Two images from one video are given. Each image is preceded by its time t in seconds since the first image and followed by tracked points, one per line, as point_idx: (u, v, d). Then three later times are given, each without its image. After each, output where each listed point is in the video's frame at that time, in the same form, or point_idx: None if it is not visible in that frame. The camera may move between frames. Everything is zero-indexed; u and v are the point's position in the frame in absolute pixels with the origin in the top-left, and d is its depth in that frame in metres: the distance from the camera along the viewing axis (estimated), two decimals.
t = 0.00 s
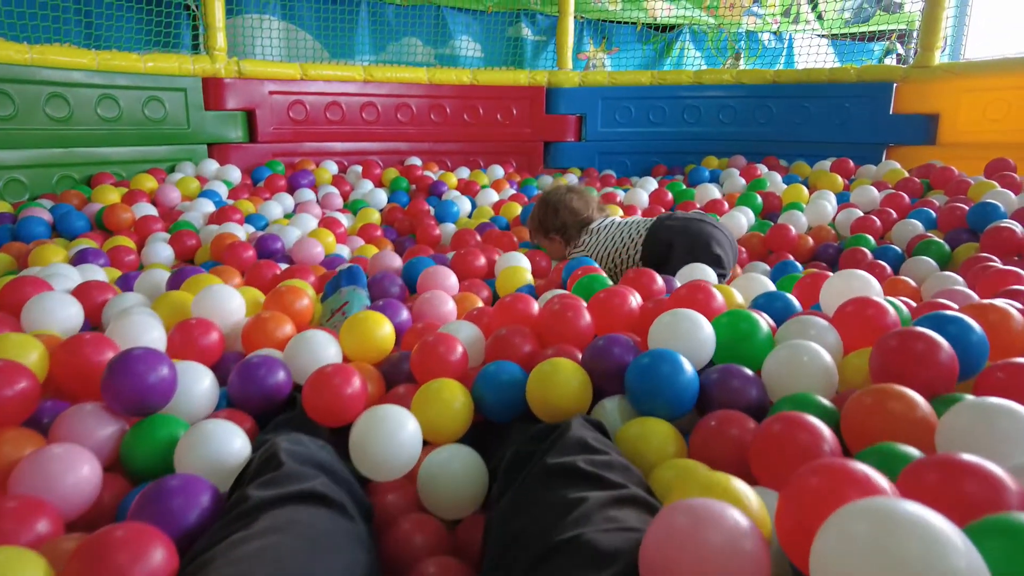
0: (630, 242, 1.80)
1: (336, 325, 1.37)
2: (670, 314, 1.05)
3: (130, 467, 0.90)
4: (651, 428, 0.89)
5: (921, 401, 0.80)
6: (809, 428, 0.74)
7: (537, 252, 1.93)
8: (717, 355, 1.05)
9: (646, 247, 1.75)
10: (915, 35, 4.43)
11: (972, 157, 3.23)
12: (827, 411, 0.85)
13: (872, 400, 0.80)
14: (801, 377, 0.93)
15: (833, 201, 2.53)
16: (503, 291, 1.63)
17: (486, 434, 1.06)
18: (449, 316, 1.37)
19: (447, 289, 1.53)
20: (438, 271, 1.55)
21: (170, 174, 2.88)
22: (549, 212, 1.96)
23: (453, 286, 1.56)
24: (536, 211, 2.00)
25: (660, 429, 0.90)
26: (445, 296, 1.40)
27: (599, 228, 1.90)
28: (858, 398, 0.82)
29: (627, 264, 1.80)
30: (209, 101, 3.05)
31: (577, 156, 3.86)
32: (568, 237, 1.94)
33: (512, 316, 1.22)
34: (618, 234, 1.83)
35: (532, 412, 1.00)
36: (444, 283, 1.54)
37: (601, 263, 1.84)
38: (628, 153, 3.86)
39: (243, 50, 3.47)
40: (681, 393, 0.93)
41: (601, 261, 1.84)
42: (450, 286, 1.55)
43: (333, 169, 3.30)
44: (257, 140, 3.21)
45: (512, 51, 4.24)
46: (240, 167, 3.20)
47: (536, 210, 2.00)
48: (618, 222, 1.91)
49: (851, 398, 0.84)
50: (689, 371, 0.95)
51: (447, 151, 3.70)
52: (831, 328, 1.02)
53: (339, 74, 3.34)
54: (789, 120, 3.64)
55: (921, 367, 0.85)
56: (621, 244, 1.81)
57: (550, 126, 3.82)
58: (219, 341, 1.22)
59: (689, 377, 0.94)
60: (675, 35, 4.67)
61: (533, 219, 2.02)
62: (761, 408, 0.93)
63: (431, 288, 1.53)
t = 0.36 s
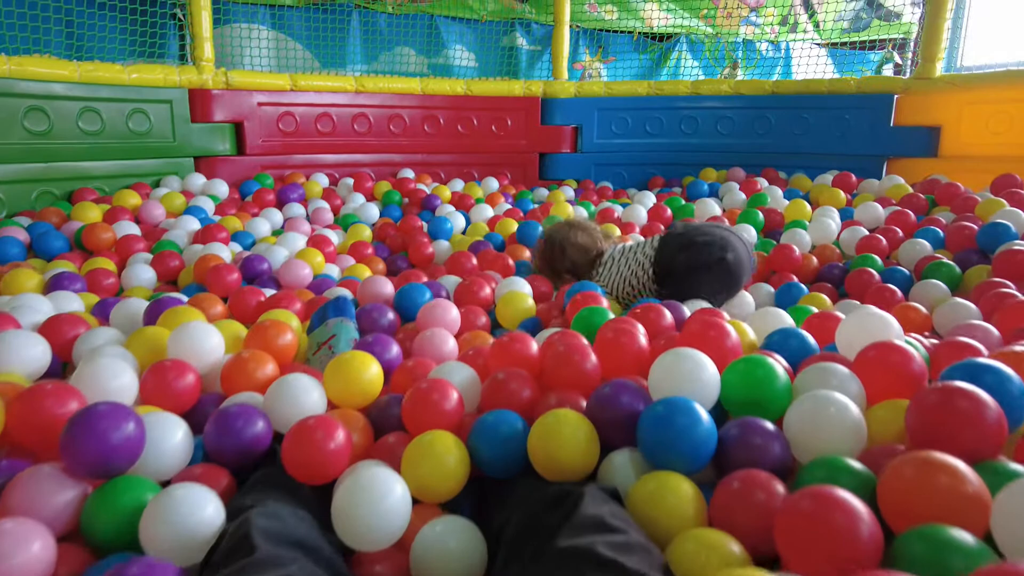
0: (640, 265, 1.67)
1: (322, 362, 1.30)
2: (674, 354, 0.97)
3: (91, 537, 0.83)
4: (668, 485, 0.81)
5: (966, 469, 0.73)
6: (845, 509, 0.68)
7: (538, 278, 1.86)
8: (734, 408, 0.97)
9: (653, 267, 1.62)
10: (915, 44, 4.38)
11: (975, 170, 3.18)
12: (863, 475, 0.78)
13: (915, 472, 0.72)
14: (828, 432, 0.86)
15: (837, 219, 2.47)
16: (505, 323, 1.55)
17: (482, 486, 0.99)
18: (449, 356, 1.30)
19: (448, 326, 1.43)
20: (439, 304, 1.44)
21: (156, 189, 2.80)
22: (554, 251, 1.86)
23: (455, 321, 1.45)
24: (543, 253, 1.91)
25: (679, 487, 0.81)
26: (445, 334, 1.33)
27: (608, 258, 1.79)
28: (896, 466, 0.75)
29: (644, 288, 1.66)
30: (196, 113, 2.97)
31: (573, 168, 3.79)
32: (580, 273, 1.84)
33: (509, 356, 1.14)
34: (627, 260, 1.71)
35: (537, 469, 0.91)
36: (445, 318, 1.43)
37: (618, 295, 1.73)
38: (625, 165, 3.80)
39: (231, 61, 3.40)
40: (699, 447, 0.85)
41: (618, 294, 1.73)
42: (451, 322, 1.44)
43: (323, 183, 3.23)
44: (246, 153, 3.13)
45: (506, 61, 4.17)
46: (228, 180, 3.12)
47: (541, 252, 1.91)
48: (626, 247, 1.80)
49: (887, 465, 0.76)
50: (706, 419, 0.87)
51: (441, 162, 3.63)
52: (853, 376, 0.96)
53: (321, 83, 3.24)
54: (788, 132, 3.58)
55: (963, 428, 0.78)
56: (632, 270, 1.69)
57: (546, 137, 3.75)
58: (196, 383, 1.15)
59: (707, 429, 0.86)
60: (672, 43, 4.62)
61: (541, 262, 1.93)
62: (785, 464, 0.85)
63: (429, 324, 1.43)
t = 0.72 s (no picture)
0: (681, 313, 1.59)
1: (287, 395, 1.19)
2: (672, 407, 0.89)
3: None
4: (668, 561, 0.70)
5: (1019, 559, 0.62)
6: None
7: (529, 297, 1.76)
8: (743, 466, 0.87)
9: (701, 319, 1.55)
10: (914, 47, 4.29)
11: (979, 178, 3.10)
12: (891, 555, 0.67)
13: (959, 560, 0.62)
14: (849, 498, 0.74)
15: (840, 230, 2.39)
16: (486, 348, 1.44)
17: (455, 549, 0.88)
18: (425, 388, 1.18)
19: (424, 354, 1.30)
20: (415, 329, 1.32)
21: (128, 197, 2.68)
22: (592, 251, 1.67)
23: (433, 349, 1.32)
24: (576, 245, 1.71)
25: (679, 564, 0.70)
26: (421, 362, 1.21)
27: (644, 283, 1.65)
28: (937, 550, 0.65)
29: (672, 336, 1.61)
30: (171, 117, 2.85)
31: (565, 174, 3.68)
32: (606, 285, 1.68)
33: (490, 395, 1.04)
34: (665, 298, 1.61)
35: (518, 539, 0.82)
36: (421, 345, 1.31)
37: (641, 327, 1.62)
38: (618, 170, 3.69)
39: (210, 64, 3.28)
40: (700, 515, 0.75)
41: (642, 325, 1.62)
42: (428, 350, 1.31)
43: (305, 189, 3.11)
44: (224, 159, 3.01)
45: (496, 63, 4.05)
46: (206, 187, 3.00)
47: (575, 243, 1.72)
48: (664, 276, 1.67)
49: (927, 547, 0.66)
50: (708, 482, 0.77)
51: (429, 167, 3.51)
52: (878, 428, 0.86)
53: (315, 87, 3.16)
54: (787, 137, 3.48)
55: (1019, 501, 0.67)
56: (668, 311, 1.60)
57: (537, 142, 3.64)
58: (141, 425, 1.03)
59: (709, 494, 0.76)
60: (666, 45, 4.52)
61: (569, 251, 1.73)
62: (799, 535, 0.75)
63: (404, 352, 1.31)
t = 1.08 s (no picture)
0: (723, 313, 1.54)
1: (242, 432, 1.09)
2: (677, 455, 0.77)
3: None
4: None
5: None
6: None
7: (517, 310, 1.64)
8: (753, 522, 0.77)
9: (747, 330, 1.53)
10: (913, 44, 4.19)
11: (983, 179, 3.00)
12: None
13: None
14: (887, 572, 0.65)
15: (843, 236, 2.29)
16: (463, 368, 1.34)
17: None
18: (391, 421, 1.09)
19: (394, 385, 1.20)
20: (387, 355, 1.22)
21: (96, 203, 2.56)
22: (647, 210, 1.67)
23: (405, 379, 1.22)
24: (628, 199, 1.70)
25: None
26: (386, 392, 1.11)
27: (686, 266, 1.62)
28: None
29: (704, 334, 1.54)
30: (143, 119, 2.72)
31: (555, 175, 3.57)
32: (647, 246, 1.67)
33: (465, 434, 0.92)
34: (711, 294, 1.55)
35: None
36: (391, 374, 1.21)
37: (679, 314, 1.55)
38: (611, 171, 3.57)
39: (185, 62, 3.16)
40: None
41: (681, 312, 1.55)
42: (399, 380, 1.21)
43: (284, 193, 3.00)
44: (199, 161, 2.88)
45: (484, 62, 3.93)
46: (180, 191, 2.87)
47: (628, 197, 1.71)
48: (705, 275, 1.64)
49: None
50: (719, 539, 0.66)
51: (414, 169, 3.39)
52: (908, 479, 0.77)
53: (295, 86, 3.04)
54: (784, 137, 3.37)
55: None
56: (711, 306, 1.54)
57: (527, 143, 3.52)
58: (69, 471, 0.92)
59: (720, 556, 0.65)
60: (660, 43, 4.41)
61: (617, 203, 1.72)
62: None
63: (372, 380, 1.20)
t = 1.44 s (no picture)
0: (734, 327, 1.47)
1: (206, 484, 0.98)
2: (689, 540, 0.68)
3: None
4: None
5: None
6: None
7: (506, 333, 1.55)
8: None
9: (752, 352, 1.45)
10: (911, 45, 4.11)
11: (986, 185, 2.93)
12: None
13: None
14: None
15: (844, 248, 2.22)
16: (439, 404, 1.25)
17: None
18: (345, 470, 1.02)
19: (356, 421, 1.15)
20: (352, 390, 1.17)
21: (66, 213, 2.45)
22: (656, 203, 1.57)
23: (370, 415, 1.17)
24: (635, 194, 1.61)
25: None
26: (342, 437, 1.05)
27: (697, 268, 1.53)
28: None
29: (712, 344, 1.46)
30: (115, 124, 2.61)
31: (546, 180, 3.47)
32: (660, 241, 1.56)
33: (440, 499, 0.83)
34: (726, 306, 1.49)
35: None
36: (354, 411, 1.15)
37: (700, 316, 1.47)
38: (603, 177, 3.48)
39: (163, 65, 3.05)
40: None
41: (702, 315, 1.46)
42: (363, 417, 1.16)
43: (265, 201, 2.90)
44: (176, 168, 2.77)
45: (473, 63, 3.83)
46: (156, 199, 2.76)
47: (635, 193, 1.61)
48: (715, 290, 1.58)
49: None
50: None
51: (401, 174, 3.30)
52: (937, 563, 0.69)
53: (276, 89, 2.94)
54: (781, 141, 3.29)
55: None
56: (725, 317, 1.47)
57: (517, 147, 3.41)
58: None
59: None
60: (654, 43, 4.32)
61: (624, 200, 1.62)
62: None
63: (336, 419, 1.16)
